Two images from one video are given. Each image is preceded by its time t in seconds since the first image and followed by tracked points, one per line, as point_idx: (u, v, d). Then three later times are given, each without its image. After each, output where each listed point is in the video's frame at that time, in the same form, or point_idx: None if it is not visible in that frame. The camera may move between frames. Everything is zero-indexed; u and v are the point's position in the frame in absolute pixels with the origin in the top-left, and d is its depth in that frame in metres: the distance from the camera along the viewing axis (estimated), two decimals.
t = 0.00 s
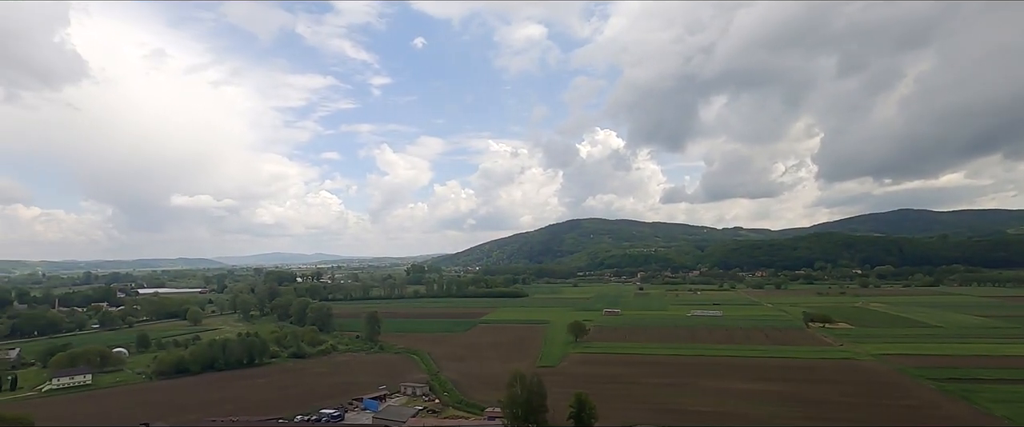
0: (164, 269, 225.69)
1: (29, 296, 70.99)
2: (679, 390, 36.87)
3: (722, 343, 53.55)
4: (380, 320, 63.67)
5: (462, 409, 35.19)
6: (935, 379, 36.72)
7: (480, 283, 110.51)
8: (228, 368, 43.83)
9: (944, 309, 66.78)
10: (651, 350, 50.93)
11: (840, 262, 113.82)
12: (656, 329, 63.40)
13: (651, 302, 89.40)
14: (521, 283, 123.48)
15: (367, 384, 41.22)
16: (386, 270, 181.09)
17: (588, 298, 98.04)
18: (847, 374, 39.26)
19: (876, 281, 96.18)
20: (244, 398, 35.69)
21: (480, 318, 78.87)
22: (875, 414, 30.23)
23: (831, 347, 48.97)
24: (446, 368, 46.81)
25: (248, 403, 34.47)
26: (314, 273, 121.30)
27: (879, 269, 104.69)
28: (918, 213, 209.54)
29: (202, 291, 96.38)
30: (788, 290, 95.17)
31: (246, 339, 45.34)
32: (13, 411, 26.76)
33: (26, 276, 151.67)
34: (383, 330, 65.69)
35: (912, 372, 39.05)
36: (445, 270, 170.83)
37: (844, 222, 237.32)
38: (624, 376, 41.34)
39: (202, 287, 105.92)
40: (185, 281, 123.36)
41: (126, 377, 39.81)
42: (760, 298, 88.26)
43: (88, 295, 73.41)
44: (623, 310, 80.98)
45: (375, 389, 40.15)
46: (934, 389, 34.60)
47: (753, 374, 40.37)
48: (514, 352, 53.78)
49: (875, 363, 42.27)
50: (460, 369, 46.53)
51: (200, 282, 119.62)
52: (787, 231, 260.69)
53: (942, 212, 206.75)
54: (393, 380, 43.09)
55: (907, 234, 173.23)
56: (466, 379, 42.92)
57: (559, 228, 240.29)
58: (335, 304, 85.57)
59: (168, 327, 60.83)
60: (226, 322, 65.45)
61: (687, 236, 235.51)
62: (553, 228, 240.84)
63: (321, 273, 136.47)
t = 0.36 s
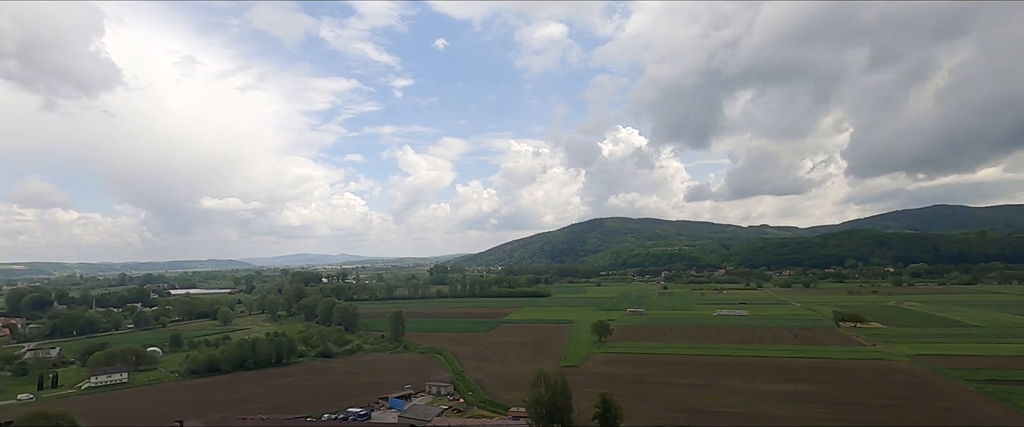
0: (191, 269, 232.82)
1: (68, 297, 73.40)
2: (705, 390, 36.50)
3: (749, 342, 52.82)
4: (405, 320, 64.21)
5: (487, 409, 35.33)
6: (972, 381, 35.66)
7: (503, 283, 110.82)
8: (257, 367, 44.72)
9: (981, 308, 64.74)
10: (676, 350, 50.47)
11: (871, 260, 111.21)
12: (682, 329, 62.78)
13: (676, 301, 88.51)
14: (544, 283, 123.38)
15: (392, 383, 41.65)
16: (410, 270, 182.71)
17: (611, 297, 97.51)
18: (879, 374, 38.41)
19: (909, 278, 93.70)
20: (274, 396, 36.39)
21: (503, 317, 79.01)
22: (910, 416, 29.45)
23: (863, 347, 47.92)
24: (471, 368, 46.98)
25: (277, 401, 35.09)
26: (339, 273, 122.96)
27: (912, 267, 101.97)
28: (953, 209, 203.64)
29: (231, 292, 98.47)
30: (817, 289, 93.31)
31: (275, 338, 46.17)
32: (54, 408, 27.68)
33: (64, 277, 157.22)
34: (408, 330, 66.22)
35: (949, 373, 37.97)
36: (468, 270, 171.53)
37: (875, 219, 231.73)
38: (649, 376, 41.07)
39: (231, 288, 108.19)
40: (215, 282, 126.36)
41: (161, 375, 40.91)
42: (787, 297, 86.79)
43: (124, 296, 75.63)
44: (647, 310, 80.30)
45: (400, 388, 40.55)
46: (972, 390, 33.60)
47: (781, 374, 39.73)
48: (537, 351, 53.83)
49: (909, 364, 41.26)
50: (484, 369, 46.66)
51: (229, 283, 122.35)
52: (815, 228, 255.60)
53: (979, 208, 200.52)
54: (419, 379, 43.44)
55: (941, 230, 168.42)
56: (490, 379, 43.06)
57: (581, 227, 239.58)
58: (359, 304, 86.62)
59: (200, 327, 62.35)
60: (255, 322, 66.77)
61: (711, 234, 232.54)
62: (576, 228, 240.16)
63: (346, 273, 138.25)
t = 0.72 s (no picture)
0: (214, 270, 236.93)
1: (98, 297, 75.12)
2: (728, 391, 36.12)
3: (772, 343, 52.10)
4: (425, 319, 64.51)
5: (507, 408, 35.37)
6: (1005, 382, 34.71)
7: (522, 283, 110.81)
8: (280, 366, 45.29)
9: (1015, 308, 62.92)
10: (698, 351, 49.99)
11: (898, 258, 108.80)
12: (703, 329, 62.07)
13: (697, 301, 87.63)
14: (563, 283, 123.12)
15: (413, 383, 41.90)
16: (429, 270, 183.65)
17: (631, 297, 96.90)
18: (908, 375, 37.57)
19: (939, 278, 91.46)
20: (297, 395, 36.85)
21: (522, 317, 78.98)
22: (941, 419, 28.75)
23: (891, 348, 46.93)
24: (491, 368, 47.06)
25: (300, 400, 35.54)
26: (360, 274, 124.18)
27: (942, 266, 99.49)
28: (984, 206, 198.23)
29: (255, 292, 100.04)
30: (842, 288, 91.63)
31: (298, 338, 46.77)
32: (86, 406, 28.37)
33: (94, 278, 161.33)
34: (428, 329, 66.55)
35: (981, 374, 37.00)
36: (487, 270, 172.08)
37: (903, 217, 226.60)
38: (671, 376, 40.76)
39: (255, 288, 109.87)
40: (239, 282, 128.40)
41: (187, 374, 41.67)
42: (812, 296, 85.37)
43: (152, 296, 77.19)
44: (668, 310, 79.51)
45: (421, 387, 40.76)
46: (1006, 392, 32.71)
47: (806, 375, 39.11)
48: (557, 351, 53.76)
49: (940, 364, 40.29)
50: (504, 368, 46.69)
51: (253, 283, 124.10)
52: (840, 226, 250.71)
53: (1012, 204, 194.80)
54: (439, 379, 43.65)
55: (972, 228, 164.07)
56: (511, 379, 43.06)
57: (601, 226, 238.65)
58: (380, 303, 87.34)
59: (226, 326, 63.45)
60: (278, 322, 67.57)
61: (733, 233, 229.76)
62: (594, 227, 239.18)
63: (367, 274, 139.45)
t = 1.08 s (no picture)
0: (236, 270, 240.70)
1: (125, 297, 76.73)
2: (750, 388, 35.75)
3: (794, 339, 51.43)
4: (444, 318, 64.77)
5: (527, 406, 35.39)
6: None
7: (539, 281, 110.74)
8: (302, 364, 45.89)
9: None
10: (718, 348, 49.55)
11: (925, 252, 106.57)
12: (724, 326, 61.49)
13: (716, 298, 86.80)
14: (581, 280, 122.85)
15: (432, 381, 42.13)
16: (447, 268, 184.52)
17: (649, 294, 96.30)
18: (936, 372, 36.86)
19: (966, 272, 89.44)
20: (318, 393, 37.25)
21: (540, 315, 78.89)
22: (970, 417, 28.14)
23: (917, 344, 46.05)
24: (509, 365, 47.11)
25: (322, 398, 35.95)
26: (378, 273, 125.10)
27: (969, 260, 97.24)
28: (1014, 198, 193.07)
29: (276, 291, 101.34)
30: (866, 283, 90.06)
31: (319, 337, 47.27)
32: (115, 403, 29.03)
33: (120, 279, 164.84)
34: (447, 327, 66.81)
35: (1011, 371, 36.15)
36: (504, 268, 172.43)
37: (929, 210, 221.69)
38: (691, 374, 40.47)
39: (276, 288, 111.27)
40: (260, 282, 130.14)
41: (212, 372, 42.44)
42: (834, 292, 84.11)
43: (176, 296, 78.64)
44: (687, 307, 78.88)
45: (441, 385, 40.96)
46: None
47: (829, 372, 38.55)
48: (576, 349, 53.68)
49: (969, 361, 39.46)
50: (522, 366, 46.75)
51: (274, 283, 125.78)
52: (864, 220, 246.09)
53: None
54: (458, 376, 43.84)
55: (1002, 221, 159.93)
56: (529, 376, 43.08)
57: (618, 223, 237.48)
58: (398, 302, 87.93)
59: (248, 325, 64.41)
60: (298, 321, 68.35)
61: (753, 229, 227.02)
62: (612, 224, 238.12)
63: (385, 273, 140.45)
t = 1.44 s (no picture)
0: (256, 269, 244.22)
1: (150, 296, 78.21)
2: (772, 386, 35.33)
3: (817, 336, 50.64)
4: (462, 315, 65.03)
5: (546, 403, 35.39)
6: None
7: (557, 278, 110.60)
8: (323, 362, 46.40)
9: None
10: (739, 345, 49.03)
11: (953, 247, 104.18)
12: (744, 323, 60.84)
13: (737, 294, 85.90)
14: (598, 277, 122.44)
15: (452, 378, 42.29)
16: (465, 266, 185.07)
17: (668, 290, 95.71)
18: (966, 370, 36.04)
19: (996, 267, 87.27)
20: (340, 390, 37.59)
21: (558, 312, 78.82)
22: (1000, 415, 27.48)
23: (945, 341, 45.06)
24: (528, 363, 47.14)
25: (344, 395, 36.29)
26: (396, 271, 125.97)
27: (999, 254, 94.86)
28: None
29: (297, 290, 102.68)
30: (891, 279, 88.39)
31: (339, 335, 47.74)
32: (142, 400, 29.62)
33: (145, 278, 168.38)
34: (466, 325, 67.10)
35: None
36: (522, 266, 172.51)
37: (957, 204, 216.50)
38: (713, 371, 40.05)
39: (296, 286, 112.74)
40: (281, 280, 131.92)
41: (236, 370, 43.10)
42: (858, 288, 82.73)
43: (200, 295, 79.96)
44: (707, 303, 78.17)
45: (461, 382, 41.14)
46: None
47: (854, 369, 37.91)
48: (595, 346, 53.48)
49: (1000, 358, 38.52)
50: (541, 363, 46.77)
51: (294, 282, 127.26)
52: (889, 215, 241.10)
53: None
54: (477, 374, 43.94)
55: None
56: (548, 374, 43.07)
57: (636, 219, 236.21)
58: (417, 300, 88.49)
59: (270, 323, 65.30)
60: (319, 319, 69.10)
61: (774, 224, 223.97)
62: (630, 220, 236.82)
63: (404, 272, 141.49)
